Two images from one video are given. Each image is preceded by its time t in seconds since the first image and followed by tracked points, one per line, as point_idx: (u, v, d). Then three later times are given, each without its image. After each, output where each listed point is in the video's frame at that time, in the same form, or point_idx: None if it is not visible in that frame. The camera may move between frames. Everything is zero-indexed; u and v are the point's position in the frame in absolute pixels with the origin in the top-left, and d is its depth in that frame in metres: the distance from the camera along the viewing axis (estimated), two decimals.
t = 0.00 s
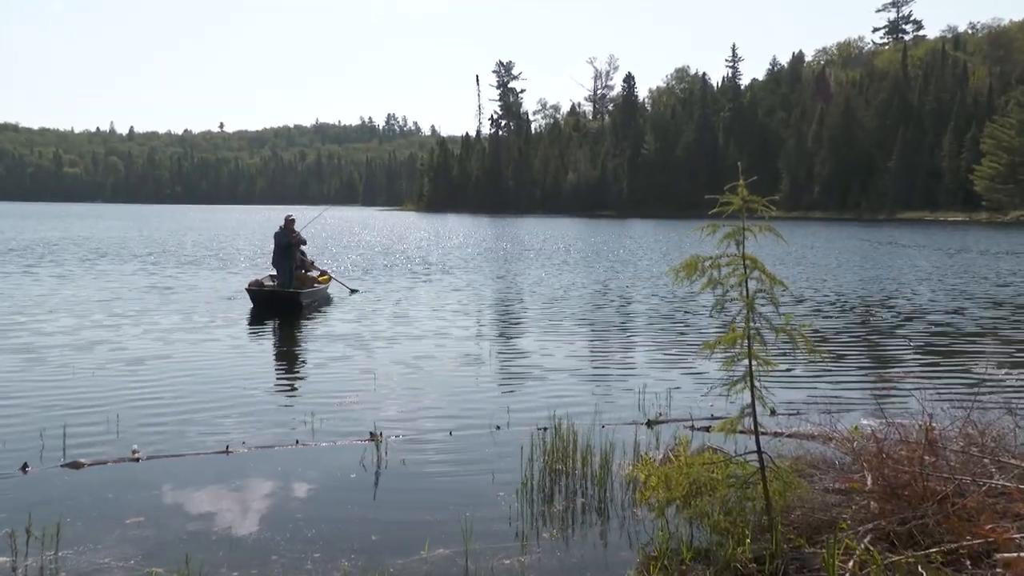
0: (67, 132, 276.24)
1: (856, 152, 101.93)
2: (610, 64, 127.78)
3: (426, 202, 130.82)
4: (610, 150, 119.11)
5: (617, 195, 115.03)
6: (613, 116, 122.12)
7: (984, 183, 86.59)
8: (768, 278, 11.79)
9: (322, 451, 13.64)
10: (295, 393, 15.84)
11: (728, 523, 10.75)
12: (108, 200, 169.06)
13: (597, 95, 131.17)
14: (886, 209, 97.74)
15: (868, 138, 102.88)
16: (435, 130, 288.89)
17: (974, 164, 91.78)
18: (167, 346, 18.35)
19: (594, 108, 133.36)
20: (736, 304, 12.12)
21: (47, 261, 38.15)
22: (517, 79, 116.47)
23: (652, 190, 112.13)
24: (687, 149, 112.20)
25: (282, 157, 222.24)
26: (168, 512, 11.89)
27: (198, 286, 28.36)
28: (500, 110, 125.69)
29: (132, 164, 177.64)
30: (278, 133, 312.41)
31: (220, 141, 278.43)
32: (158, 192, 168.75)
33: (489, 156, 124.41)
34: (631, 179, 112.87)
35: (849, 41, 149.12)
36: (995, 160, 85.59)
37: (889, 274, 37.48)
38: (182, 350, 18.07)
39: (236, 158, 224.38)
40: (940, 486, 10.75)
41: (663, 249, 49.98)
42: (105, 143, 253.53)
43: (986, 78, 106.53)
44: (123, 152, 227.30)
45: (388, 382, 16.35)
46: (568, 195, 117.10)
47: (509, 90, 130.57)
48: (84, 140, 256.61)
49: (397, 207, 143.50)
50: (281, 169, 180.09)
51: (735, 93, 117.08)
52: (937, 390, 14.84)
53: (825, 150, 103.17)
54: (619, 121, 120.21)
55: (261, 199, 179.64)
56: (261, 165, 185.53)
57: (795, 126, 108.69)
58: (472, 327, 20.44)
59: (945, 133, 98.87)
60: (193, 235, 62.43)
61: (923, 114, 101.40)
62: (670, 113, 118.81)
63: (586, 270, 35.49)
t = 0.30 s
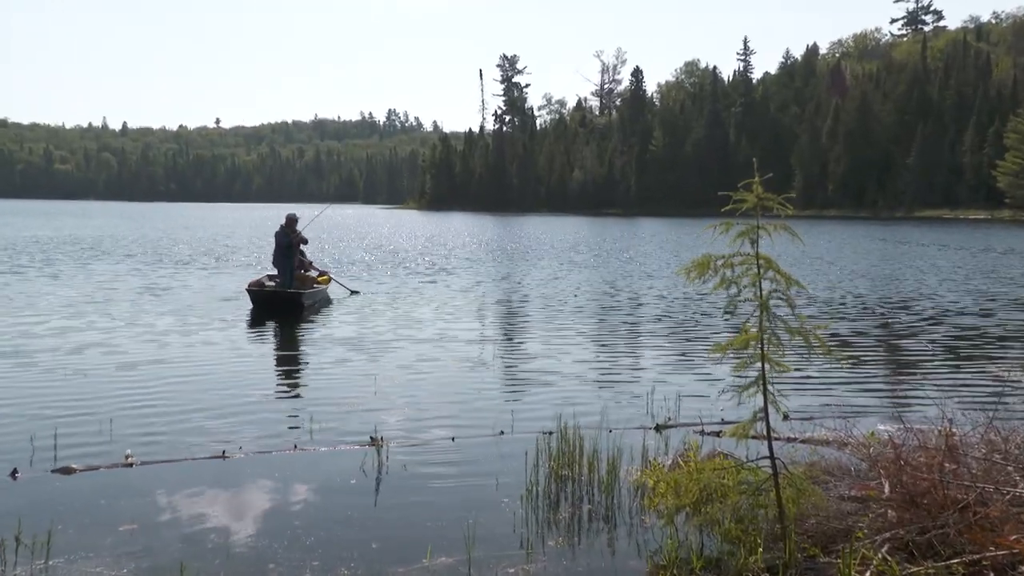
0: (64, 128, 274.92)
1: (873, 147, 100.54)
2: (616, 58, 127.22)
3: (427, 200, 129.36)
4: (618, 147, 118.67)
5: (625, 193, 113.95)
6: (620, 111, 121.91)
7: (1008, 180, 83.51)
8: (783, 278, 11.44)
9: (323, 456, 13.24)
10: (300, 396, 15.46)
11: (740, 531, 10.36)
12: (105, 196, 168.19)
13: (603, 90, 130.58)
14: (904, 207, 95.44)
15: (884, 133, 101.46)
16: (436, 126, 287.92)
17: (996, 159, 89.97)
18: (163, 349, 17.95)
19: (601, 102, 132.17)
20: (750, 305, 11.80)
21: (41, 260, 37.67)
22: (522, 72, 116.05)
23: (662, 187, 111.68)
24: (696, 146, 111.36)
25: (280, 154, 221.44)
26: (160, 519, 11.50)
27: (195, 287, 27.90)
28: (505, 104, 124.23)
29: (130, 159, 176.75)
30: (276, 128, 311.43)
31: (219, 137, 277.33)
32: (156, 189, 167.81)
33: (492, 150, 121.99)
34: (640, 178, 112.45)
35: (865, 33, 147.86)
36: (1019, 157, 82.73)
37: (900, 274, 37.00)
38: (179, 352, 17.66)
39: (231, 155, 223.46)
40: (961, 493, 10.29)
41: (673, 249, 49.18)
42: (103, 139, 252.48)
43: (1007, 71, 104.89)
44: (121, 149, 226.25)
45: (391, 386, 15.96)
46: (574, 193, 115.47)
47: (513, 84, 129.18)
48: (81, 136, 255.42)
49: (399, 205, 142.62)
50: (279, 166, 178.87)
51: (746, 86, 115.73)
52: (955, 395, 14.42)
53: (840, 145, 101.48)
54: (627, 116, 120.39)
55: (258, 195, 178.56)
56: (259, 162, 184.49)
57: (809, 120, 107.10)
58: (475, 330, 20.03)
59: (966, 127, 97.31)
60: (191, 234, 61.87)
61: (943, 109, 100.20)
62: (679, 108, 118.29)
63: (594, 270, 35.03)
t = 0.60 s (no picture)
0: (64, 124, 274.33)
1: (892, 143, 98.88)
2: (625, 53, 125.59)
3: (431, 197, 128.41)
4: (627, 142, 117.78)
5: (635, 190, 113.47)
6: (629, 104, 120.21)
7: None
8: (799, 278, 11.09)
9: (323, 461, 12.87)
10: (303, 399, 15.10)
11: (753, 540, 10.01)
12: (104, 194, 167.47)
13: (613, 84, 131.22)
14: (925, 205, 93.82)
15: (904, 127, 99.77)
16: (439, 121, 287.17)
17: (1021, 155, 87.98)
18: (161, 351, 17.59)
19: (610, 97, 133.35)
20: (764, 306, 11.43)
21: (35, 260, 37.22)
22: (528, 67, 115.57)
23: (674, 184, 111.07)
24: (708, 142, 110.61)
25: (280, 151, 220.64)
26: (156, 526, 11.14)
27: (193, 288, 27.48)
28: (511, 101, 123.33)
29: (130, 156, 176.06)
30: (278, 124, 310.54)
31: (220, 133, 276.59)
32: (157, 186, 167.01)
33: (498, 148, 121.37)
34: (650, 175, 111.77)
35: (885, 26, 146.66)
36: None
37: (913, 274, 36.51)
38: (177, 355, 17.31)
39: (230, 152, 222.38)
40: (985, 502, 9.84)
41: (683, 248, 48.57)
42: (104, 135, 251.78)
43: None
44: (122, 146, 225.59)
45: (394, 389, 15.59)
46: (581, 190, 114.79)
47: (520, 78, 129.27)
48: (82, 133, 254.60)
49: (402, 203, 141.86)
50: (278, 163, 177.88)
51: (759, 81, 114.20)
52: (975, 400, 14.01)
53: (857, 141, 99.95)
54: (636, 110, 118.29)
55: (257, 193, 178.04)
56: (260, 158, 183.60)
57: (825, 115, 105.49)
58: (481, 332, 19.65)
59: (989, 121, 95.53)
60: (192, 233, 61.41)
61: (966, 101, 98.35)
62: (690, 102, 117.14)
63: (602, 270, 34.61)
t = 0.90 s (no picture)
0: (65, 121, 273.16)
1: (914, 138, 95.73)
2: (636, 45, 121.87)
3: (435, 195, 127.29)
4: (638, 138, 116.23)
5: (646, 187, 111.84)
6: (640, 100, 118.61)
7: None
8: (815, 280, 10.73)
9: (325, 467, 12.50)
10: (307, 403, 14.72)
11: (769, 549, 9.64)
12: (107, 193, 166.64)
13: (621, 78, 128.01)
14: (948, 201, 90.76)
15: (926, 121, 96.67)
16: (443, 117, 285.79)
17: None
18: (160, 355, 17.22)
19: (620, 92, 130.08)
20: (779, 307, 11.03)
21: (34, 260, 36.75)
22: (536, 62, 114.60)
23: (686, 180, 108.63)
24: (722, 138, 107.97)
25: (280, 147, 219.54)
26: (152, 535, 10.77)
27: (193, 290, 27.04)
28: (517, 94, 120.46)
29: (132, 153, 175.19)
30: (282, 121, 309.29)
31: (223, 131, 275.49)
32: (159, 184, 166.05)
33: (504, 145, 120.13)
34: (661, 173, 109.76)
35: (904, 18, 144.32)
36: None
37: (927, 275, 35.89)
38: (176, 358, 16.92)
39: (231, 149, 221.19)
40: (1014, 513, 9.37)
41: (694, 248, 47.82)
42: (106, 132, 250.88)
43: None
44: (125, 142, 224.75)
45: (397, 393, 15.19)
46: (590, 188, 113.83)
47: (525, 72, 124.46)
48: (85, 129, 253.60)
49: (406, 202, 140.70)
50: (278, 160, 176.56)
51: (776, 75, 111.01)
52: (1001, 408, 13.55)
53: (877, 135, 96.98)
54: (647, 105, 116.46)
55: (257, 190, 177.04)
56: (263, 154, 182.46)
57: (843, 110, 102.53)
58: (488, 335, 19.22)
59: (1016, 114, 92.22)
60: (194, 232, 60.84)
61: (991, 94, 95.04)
62: (704, 97, 114.55)
63: (612, 271, 34.03)
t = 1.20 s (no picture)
0: (67, 119, 272.14)
1: (939, 134, 92.79)
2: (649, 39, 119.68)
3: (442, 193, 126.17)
4: (650, 136, 114.60)
5: (658, 185, 109.92)
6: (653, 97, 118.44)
7: None
8: (835, 280, 10.33)
9: (329, 474, 12.13)
10: (315, 407, 14.37)
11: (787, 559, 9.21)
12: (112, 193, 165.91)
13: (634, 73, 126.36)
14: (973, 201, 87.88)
15: (952, 117, 93.46)
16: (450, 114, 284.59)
17: None
18: (162, 359, 16.86)
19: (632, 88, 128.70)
20: (797, 310, 10.68)
21: (35, 261, 36.34)
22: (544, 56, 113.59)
23: (700, 179, 106.77)
24: (736, 135, 106.10)
25: (283, 144, 218.32)
26: (149, 542, 10.43)
27: (196, 292, 26.68)
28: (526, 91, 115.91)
29: (137, 153, 174.35)
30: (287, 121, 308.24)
31: (228, 127, 274.59)
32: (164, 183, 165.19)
33: (512, 142, 117.75)
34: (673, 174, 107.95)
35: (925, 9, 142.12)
36: None
37: (944, 276, 35.35)
38: (176, 363, 16.56)
39: (233, 147, 220.18)
40: None
41: (708, 249, 47.15)
42: (111, 129, 250.29)
43: None
44: (129, 139, 224.12)
45: (404, 398, 14.81)
46: (601, 187, 112.28)
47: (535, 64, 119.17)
48: (89, 127, 252.89)
49: (412, 201, 139.63)
50: (280, 158, 175.52)
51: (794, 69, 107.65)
52: None
53: (900, 132, 94.21)
54: (662, 101, 116.46)
55: (258, 189, 175.82)
56: (267, 153, 181.37)
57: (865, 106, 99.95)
58: (497, 339, 18.81)
59: None
60: (197, 233, 60.29)
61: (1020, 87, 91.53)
62: (719, 92, 112.54)
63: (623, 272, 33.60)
